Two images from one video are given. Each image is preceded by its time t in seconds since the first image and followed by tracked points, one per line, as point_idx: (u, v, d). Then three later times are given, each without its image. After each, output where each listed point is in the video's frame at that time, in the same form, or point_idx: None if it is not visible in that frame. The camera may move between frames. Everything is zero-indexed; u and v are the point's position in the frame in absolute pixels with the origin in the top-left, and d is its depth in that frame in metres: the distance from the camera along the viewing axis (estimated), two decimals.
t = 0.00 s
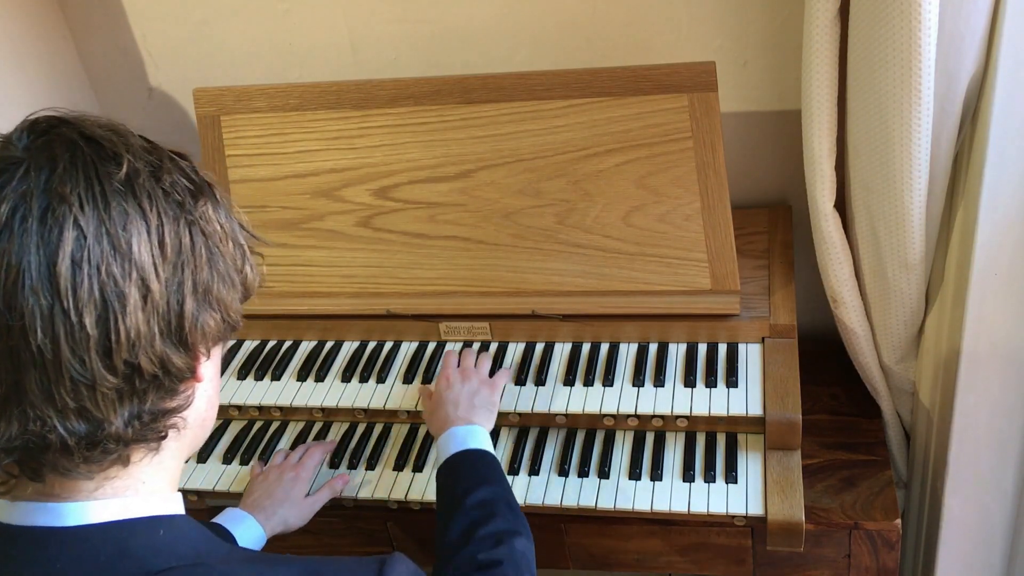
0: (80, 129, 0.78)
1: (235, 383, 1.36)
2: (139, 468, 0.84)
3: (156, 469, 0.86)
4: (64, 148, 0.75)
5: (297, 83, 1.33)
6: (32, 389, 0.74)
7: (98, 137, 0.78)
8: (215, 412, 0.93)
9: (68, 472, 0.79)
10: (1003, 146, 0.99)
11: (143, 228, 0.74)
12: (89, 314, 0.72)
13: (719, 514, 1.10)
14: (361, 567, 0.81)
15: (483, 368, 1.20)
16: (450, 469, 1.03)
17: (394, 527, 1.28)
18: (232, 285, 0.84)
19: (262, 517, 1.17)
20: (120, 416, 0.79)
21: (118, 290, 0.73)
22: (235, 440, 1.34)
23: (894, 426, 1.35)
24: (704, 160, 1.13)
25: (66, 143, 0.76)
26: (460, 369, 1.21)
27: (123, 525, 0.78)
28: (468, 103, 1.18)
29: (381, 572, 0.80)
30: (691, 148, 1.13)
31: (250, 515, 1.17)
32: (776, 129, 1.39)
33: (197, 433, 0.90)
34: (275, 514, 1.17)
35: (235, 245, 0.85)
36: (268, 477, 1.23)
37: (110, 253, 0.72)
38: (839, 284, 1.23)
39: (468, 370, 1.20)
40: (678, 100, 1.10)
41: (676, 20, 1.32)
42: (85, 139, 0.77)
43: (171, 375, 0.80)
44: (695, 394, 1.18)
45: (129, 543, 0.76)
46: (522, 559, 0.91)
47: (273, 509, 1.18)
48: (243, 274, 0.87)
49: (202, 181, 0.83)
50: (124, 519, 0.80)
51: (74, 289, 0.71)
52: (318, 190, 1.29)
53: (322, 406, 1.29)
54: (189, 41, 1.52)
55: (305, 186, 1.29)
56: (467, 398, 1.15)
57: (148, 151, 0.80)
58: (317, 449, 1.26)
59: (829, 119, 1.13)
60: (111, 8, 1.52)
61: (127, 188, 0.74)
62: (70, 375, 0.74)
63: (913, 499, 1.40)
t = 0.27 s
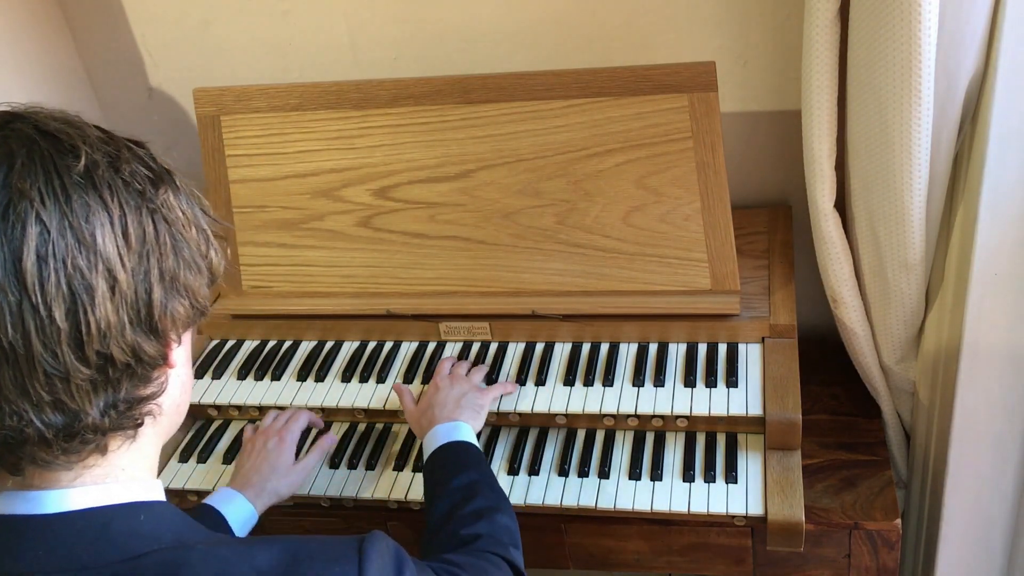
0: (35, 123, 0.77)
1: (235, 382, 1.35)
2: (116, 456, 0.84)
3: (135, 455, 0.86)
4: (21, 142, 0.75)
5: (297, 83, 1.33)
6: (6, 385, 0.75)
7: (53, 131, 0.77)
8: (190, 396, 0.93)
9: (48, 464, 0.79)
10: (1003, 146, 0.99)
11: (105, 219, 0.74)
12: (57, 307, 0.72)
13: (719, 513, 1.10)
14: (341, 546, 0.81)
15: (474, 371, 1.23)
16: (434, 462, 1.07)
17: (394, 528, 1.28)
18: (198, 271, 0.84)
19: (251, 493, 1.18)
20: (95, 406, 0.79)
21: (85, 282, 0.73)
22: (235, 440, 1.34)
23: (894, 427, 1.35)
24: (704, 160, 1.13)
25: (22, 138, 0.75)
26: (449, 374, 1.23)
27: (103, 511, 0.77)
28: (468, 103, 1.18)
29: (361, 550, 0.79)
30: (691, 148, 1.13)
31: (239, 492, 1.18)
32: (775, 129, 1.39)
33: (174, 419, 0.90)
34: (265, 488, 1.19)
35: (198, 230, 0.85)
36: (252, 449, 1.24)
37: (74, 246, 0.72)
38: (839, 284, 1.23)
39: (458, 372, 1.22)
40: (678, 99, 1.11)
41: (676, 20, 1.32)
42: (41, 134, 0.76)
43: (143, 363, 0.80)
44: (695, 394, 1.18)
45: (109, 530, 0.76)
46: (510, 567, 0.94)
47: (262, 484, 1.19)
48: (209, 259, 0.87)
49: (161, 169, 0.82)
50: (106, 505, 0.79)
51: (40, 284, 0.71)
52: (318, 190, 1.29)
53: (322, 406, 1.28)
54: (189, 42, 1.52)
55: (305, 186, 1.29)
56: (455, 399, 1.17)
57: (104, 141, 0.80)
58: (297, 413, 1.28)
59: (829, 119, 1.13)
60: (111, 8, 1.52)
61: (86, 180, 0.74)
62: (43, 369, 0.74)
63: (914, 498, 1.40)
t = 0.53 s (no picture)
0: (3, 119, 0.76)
1: (235, 382, 1.35)
2: (99, 450, 0.84)
3: (118, 450, 0.86)
4: None
5: (297, 83, 1.33)
6: None
7: (23, 126, 0.76)
8: (171, 389, 0.94)
9: (31, 461, 0.79)
10: (1003, 146, 0.99)
11: (80, 215, 0.74)
12: (36, 304, 0.72)
13: (719, 514, 1.11)
14: (326, 539, 0.81)
15: (471, 366, 1.24)
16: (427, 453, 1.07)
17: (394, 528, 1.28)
18: (175, 263, 0.84)
19: (272, 431, 1.22)
20: (77, 400, 0.79)
21: (63, 279, 0.73)
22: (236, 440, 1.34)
23: (894, 426, 1.35)
24: (704, 160, 1.13)
25: None
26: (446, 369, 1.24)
27: (86, 506, 0.77)
28: (468, 103, 1.18)
29: (344, 544, 0.80)
30: (690, 148, 1.13)
31: (261, 430, 1.22)
32: (776, 129, 1.39)
33: (155, 412, 0.91)
34: (285, 428, 1.22)
35: (173, 223, 0.85)
36: (276, 391, 1.27)
37: (50, 243, 0.72)
38: (839, 284, 1.23)
39: (455, 367, 1.23)
40: (678, 100, 1.11)
41: (676, 20, 1.32)
42: (11, 130, 0.75)
43: (123, 356, 0.81)
44: (695, 394, 1.18)
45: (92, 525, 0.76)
46: (497, 552, 0.93)
47: (282, 424, 1.23)
48: (185, 251, 0.87)
49: (133, 162, 0.82)
50: (90, 500, 0.79)
51: (18, 282, 0.71)
52: (318, 190, 1.29)
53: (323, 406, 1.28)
54: (189, 41, 1.52)
55: (305, 186, 1.29)
56: (449, 394, 1.17)
57: (75, 135, 0.79)
58: (322, 367, 1.31)
59: (830, 120, 1.13)
60: (111, 8, 1.52)
61: (59, 175, 0.74)
62: (23, 366, 0.74)
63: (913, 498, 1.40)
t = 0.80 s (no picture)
0: (14, 116, 0.77)
1: (235, 382, 1.35)
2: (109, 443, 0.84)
3: (128, 443, 0.86)
4: (3, 136, 0.74)
5: (297, 83, 1.33)
6: (5, 376, 0.74)
7: (34, 123, 0.77)
8: (178, 382, 0.94)
9: (46, 453, 0.79)
10: (1002, 146, 0.99)
11: (94, 208, 0.74)
12: (53, 297, 0.72)
13: (719, 514, 1.11)
14: (332, 532, 0.82)
15: (470, 366, 1.24)
16: (424, 450, 1.07)
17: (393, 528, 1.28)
18: (185, 256, 0.84)
19: (271, 422, 1.22)
20: (93, 393, 0.79)
21: (79, 272, 0.73)
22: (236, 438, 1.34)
23: (894, 426, 1.34)
24: (704, 160, 1.13)
25: (4, 132, 0.75)
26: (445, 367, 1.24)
27: (96, 498, 0.78)
28: (468, 103, 1.18)
29: (351, 537, 0.80)
30: (690, 148, 1.13)
31: (260, 421, 1.22)
32: (775, 129, 1.39)
33: (163, 403, 0.91)
34: (284, 419, 1.22)
35: (182, 217, 0.85)
36: (278, 385, 1.28)
37: (66, 236, 0.72)
38: (838, 284, 1.23)
39: (454, 366, 1.23)
40: (678, 99, 1.11)
41: (676, 20, 1.32)
42: (23, 126, 0.76)
43: (137, 348, 0.81)
44: (695, 394, 1.18)
45: (102, 518, 0.77)
46: (497, 552, 0.93)
47: (283, 415, 1.23)
48: (193, 244, 0.88)
49: (142, 156, 0.82)
50: (100, 492, 0.79)
51: (35, 274, 0.71)
52: (318, 190, 1.29)
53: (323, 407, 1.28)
54: (189, 42, 1.52)
55: (304, 186, 1.29)
56: (446, 394, 1.18)
57: (85, 130, 0.79)
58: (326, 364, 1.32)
59: (829, 119, 1.13)
60: (111, 8, 1.52)
61: (72, 170, 0.74)
62: (41, 358, 0.74)
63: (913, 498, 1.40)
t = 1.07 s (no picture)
0: (41, 112, 0.77)
1: (235, 382, 1.35)
2: (122, 441, 0.84)
3: (141, 440, 0.86)
4: (31, 132, 0.74)
5: (297, 83, 1.33)
6: (25, 370, 0.74)
7: (61, 120, 0.77)
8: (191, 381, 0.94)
9: (60, 448, 0.78)
10: (1002, 146, 0.99)
11: (118, 206, 0.75)
12: (76, 293, 0.72)
13: (719, 514, 1.10)
14: (343, 539, 0.82)
15: (452, 379, 1.22)
16: (425, 486, 1.04)
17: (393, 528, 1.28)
18: (205, 256, 0.85)
19: (278, 426, 1.22)
20: (110, 390, 0.79)
21: (102, 269, 0.73)
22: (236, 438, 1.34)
23: (894, 427, 1.35)
24: (704, 160, 1.13)
25: (31, 127, 0.75)
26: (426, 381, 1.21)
27: (108, 496, 0.78)
28: (468, 103, 1.18)
29: (361, 544, 0.81)
30: (690, 148, 1.13)
31: (267, 425, 1.22)
32: (775, 130, 1.39)
33: (177, 403, 0.91)
34: (291, 423, 1.22)
35: (202, 218, 0.85)
36: (282, 387, 1.27)
37: (90, 233, 0.73)
38: (839, 284, 1.23)
39: (437, 379, 1.21)
40: (678, 99, 1.11)
41: (676, 21, 1.32)
42: (50, 123, 0.76)
43: (155, 346, 0.81)
44: (695, 394, 1.18)
45: (113, 516, 0.77)
46: None
47: (289, 419, 1.22)
48: (212, 246, 0.88)
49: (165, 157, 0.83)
50: (112, 490, 0.80)
51: (59, 270, 0.71)
52: (318, 190, 1.29)
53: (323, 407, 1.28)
54: (189, 42, 1.52)
55: (304, 186, 1.29)
56: (436, 416, 1.15)
57: (111, 130, 0.80)
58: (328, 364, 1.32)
59: (829, 120, 1.13)
60: (111, 8, 1.52)
61: (97, 168, 0.75)
62: (61, 354, 0.74)
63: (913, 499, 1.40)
